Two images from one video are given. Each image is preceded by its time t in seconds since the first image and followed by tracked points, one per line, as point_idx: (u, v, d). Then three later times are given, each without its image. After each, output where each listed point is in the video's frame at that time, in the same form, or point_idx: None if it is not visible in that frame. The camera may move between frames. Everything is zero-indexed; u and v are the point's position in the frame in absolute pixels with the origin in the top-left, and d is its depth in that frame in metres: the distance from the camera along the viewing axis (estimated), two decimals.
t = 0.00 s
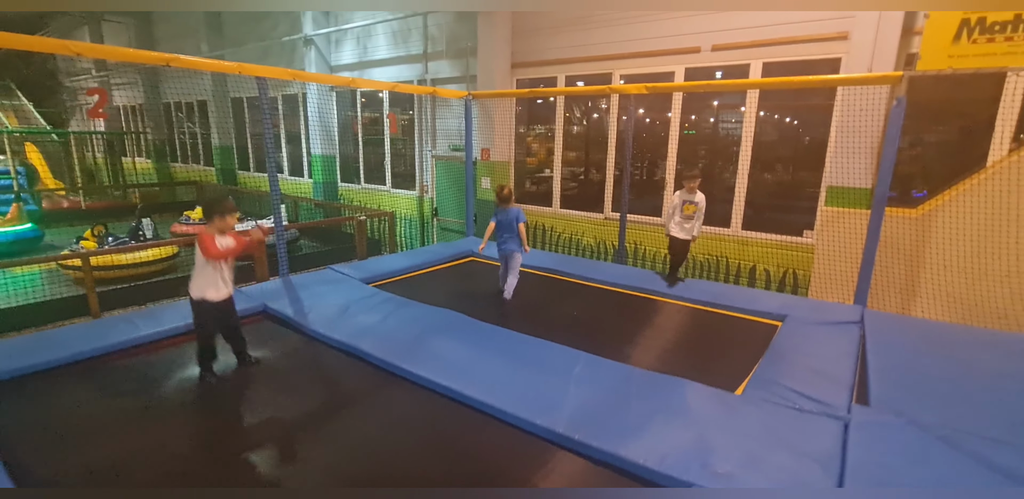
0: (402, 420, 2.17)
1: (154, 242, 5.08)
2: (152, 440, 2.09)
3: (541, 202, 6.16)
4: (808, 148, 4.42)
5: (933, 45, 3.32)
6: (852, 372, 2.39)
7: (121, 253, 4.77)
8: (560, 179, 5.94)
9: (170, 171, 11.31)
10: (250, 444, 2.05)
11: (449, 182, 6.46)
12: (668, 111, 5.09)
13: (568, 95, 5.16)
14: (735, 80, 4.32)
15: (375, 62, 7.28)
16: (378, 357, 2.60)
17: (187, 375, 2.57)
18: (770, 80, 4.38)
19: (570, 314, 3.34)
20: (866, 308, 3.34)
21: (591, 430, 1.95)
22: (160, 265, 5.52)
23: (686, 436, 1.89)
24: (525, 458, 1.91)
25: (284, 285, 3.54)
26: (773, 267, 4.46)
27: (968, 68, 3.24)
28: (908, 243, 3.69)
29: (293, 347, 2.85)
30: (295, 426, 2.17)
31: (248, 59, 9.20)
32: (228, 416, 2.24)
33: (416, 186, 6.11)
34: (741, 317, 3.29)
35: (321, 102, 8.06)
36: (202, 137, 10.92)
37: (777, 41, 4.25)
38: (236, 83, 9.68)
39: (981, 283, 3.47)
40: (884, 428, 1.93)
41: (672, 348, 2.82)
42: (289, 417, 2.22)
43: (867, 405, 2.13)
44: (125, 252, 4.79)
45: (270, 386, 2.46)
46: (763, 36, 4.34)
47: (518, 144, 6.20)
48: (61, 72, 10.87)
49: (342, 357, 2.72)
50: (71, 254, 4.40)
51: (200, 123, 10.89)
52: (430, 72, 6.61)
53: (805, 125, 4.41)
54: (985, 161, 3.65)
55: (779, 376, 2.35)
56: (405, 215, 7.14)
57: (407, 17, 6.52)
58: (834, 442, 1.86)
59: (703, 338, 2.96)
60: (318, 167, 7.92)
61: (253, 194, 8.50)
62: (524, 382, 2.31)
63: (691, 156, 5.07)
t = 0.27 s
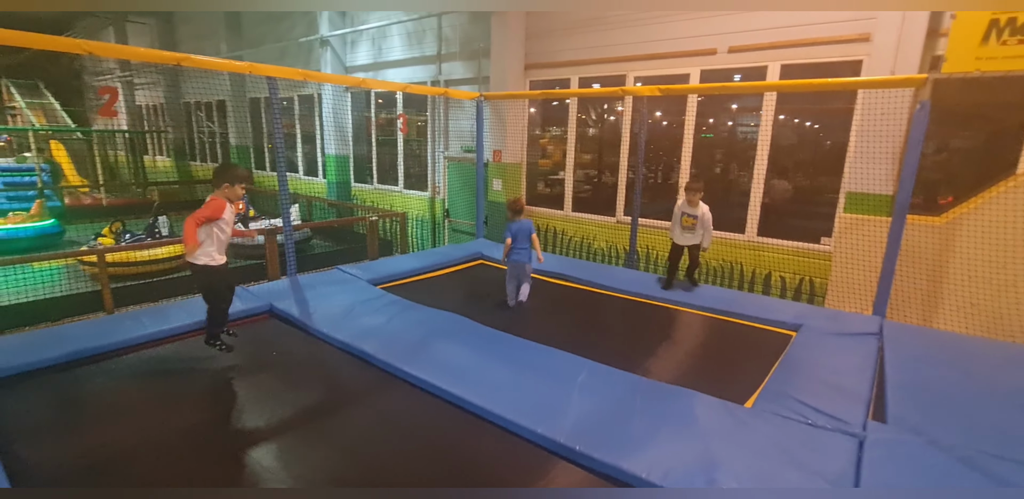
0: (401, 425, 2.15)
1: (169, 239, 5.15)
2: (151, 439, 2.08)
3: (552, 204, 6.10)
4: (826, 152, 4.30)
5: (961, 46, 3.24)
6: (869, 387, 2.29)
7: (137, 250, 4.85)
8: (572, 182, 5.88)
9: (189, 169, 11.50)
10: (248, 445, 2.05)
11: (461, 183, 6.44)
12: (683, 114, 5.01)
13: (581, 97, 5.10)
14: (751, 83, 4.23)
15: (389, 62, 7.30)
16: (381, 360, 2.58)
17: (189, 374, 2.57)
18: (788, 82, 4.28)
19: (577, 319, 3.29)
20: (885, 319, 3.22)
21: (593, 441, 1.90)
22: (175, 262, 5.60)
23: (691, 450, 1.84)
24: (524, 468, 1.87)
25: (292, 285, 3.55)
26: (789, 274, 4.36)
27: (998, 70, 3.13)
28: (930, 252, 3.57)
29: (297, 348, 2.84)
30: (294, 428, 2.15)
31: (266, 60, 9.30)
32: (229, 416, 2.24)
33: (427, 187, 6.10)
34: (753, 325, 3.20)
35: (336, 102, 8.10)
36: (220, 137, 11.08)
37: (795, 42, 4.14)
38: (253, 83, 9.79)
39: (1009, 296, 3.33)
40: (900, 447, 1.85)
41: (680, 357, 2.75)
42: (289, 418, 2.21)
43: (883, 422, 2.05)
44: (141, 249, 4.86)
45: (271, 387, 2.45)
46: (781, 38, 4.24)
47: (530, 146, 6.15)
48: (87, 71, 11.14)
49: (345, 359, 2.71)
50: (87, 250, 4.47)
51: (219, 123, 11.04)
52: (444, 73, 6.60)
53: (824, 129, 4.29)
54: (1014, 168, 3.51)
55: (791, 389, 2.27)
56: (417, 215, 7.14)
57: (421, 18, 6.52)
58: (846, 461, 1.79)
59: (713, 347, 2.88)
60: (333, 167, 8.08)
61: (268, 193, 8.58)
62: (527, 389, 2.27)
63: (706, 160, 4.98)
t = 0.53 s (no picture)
0: (403, 429, 2.13)
1: (180, 239, 5.19)
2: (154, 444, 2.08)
3: (561, 205, 6.05)
4: (840, 154, 4.22)
5: (980, 45, 3.17)
6: (884, 394, 2.23)
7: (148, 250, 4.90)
8: (581, 183, 5.84)
9: (202, 169, 11.63)
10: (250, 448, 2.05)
11: (469, 184, 6.42)
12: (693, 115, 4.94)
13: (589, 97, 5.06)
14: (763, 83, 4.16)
15: (399, 63, 7.30)
16: (385, 362, 2.56)
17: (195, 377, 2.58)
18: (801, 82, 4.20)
19: (584, 322, 3.25)
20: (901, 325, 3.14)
21: (595, 448, 1.87)
22: (187, 262, 5.65)
23: (696, 459, 1.80)
24: (526, 476, 1.84)
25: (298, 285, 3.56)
26: (801, 277, 4.28)
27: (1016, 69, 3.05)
28: (948, 256, 3.47)
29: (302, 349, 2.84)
30: (296, 432, 2.14)
31: (278, 61, 9.37)
32: (233, 418, 2.25)
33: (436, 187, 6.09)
34: (763, 330, 3.14)
35: (346, 103, 8.13)
36: (233, 137, 11.18)
37: (809, 41, 4.07)
38: (265, 84, 9.87)
39: None
40: (914, 458, 1.79)
41: (688, 362, 2.70)
42: (292, 421, 2.21)
43: (897, 432, 1.99)
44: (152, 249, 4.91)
45: (275, 390, 2.44)
46: (794, 37, 4.16)
47: (539, 147, 6.12)
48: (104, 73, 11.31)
49: (349, 361, 2.70)
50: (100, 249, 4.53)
51: (231, 123, 11.15)
52: (453, 73, 6.59)
53: (839, 130, 4.20)
54: None
55: (801, 397, 2.21)
56: (426, 216, 7.14)
57: (431, 18, 6.52)
58: (857, 471, 1.73)
59: (723, 352, 2.83)
60: (343, 168, 7.97)
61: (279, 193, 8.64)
62: (530, 393, 2.25)
63: (717, 161, 4.91)
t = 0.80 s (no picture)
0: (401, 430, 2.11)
1: (183, 240, 5.21)
2: (150, 440, 2.07)
3: (564, 205, 6.02)
4: (845, 152, 4.17)
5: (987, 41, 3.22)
6: (889, 395, 2.19)
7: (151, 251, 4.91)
8: (583, 184, 5.82)
9: (207, 172, 11.66)
10: (247, 448, 2.03)
11: (472, 185, 6.40)
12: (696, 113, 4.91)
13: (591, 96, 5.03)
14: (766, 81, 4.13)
15: (401, 64, 7.31)
16: (384, 363, 2.55)
17: (193, 375, 2.57)
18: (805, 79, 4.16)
19: (585, 323, 3.22)
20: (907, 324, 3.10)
21: (595, 450, 1.85)
22: (191, 263, 5.66)
23: (697, 461, 1.77)
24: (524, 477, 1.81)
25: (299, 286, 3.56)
26: (806, 276, 4.24)
27: None
28: (955, 255, 3.43)
29: (302, 349, 2.83)
30: (294, 431, 2.13)
31: (280, 63, 9.39)
32: (230, 417, 2.23)
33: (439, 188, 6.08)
34: (767, 330, 3.11)
35: (349, 105, 8.14)
36: (237, 139, 11.21)
37: (812, 38, 4.03)
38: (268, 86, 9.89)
39: None
40: (921, 461, 1.75)
41: (690, 363, 2.67)
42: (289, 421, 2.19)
43: (903, 434, 1.95)
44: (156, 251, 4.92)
45: (273, 389, 2.43)
46: (797, 34, 4.13)
47: (541, 147, 6.09)
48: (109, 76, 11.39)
49: (348, 361, 2.69)
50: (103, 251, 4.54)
51: (235, 125, 11.18)
52: (455, 74, 6.58)
53: (843, 128, 4.16)
54: None
55: (806, 398, 2.18)
56: (428, 217, 7.12)
57: (432, 19, 6.51)
58: (862, 474, 1.70)
59: (725, 353, 2.80)
60: (345, 168, 8.12)
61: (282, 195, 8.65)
62: (530, 394, 2.22)
63: (720, 160, 4.87)
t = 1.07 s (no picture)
0: (400, 434, 2.10)
1: (184, 244, 5.21)
2: (149, 445, 2.06)
3: (564, 207, 6.01)
4: (846, 151, 4.16)
5: (986, 38, 3.22)
6: (891, 396, 2.18)
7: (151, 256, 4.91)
8: (583, 186, 5.82)
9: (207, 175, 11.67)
10: (248, 451, 2.03)
11: (472, 187, 6.39)
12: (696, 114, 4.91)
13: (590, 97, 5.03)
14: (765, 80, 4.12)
15: (400, 67, 7.31)
16: (383, 366, 2.54)
17: (192, 379, 2.57)
18: (804, 78, 4.15)
19: (585, 326, 3.22)
20: (908, 324, 3.08)
21: (595, 452, 1.84)
22: (192, 267, 5.66)
23: (699, 464, 1.76)
24: (524, 480, 1.81)
25: (299, 289, 3.58)
26: (806, 276, 4.22)
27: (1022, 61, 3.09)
28: (956, 253, 3.41)
29: (301, 352, 2.83)
30: (292, 434, 2.12)
31: (280, 67, 9.40)
32: (231, 421, 2.23)
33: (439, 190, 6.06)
34: (768, 330, 3.10)
35: (348, 108, 8.13)
36: (237, 143, 11.22)
37: (812, 38, 4.02)
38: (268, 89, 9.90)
39: None
40: (924, 461, 1.74)
41: (692, 366, 2.65)
42: (290, 424, 2.19)
43: (906, 434, 1.94)
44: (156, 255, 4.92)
45: (272, 393, 2.43)
46: (796, 34, 4.12)
47: (541, 149, 6.09)
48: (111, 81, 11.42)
49: (347, 364, 2.68)
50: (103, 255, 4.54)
51: (235, 129, 11.18)
52: (454, 76, 6.58)
53: (844, 128, 4.15)
54: None
55: (808, 399, 2.17)
56: (428, 219, 7.11)
57: (431, 21, 6.51)
58: (864, 474, 1.69)
59: (725, 353, 2.79)
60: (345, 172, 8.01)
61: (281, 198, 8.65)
62: (529, 396, 2.22)
63: (720, 160, 4.85)
